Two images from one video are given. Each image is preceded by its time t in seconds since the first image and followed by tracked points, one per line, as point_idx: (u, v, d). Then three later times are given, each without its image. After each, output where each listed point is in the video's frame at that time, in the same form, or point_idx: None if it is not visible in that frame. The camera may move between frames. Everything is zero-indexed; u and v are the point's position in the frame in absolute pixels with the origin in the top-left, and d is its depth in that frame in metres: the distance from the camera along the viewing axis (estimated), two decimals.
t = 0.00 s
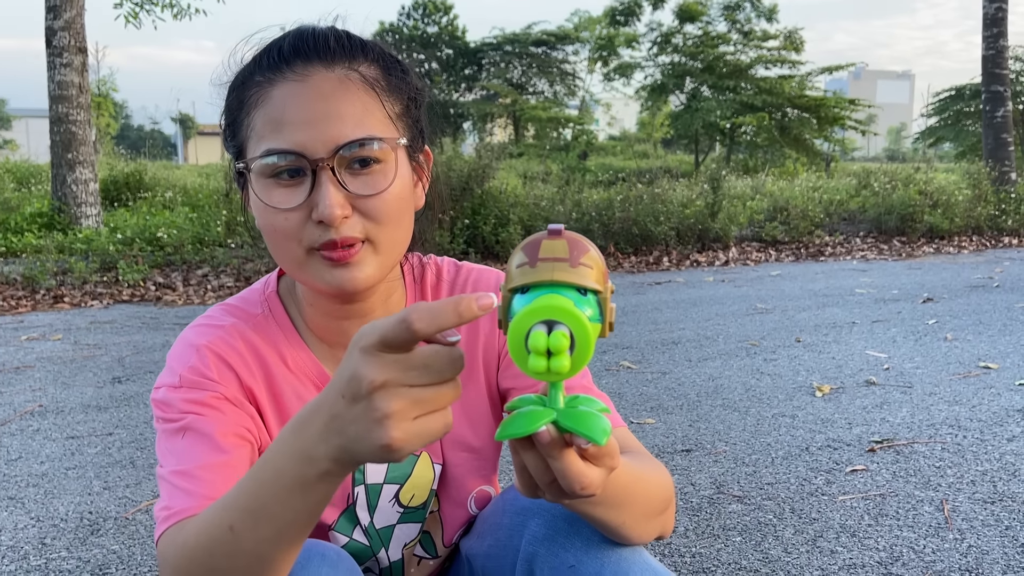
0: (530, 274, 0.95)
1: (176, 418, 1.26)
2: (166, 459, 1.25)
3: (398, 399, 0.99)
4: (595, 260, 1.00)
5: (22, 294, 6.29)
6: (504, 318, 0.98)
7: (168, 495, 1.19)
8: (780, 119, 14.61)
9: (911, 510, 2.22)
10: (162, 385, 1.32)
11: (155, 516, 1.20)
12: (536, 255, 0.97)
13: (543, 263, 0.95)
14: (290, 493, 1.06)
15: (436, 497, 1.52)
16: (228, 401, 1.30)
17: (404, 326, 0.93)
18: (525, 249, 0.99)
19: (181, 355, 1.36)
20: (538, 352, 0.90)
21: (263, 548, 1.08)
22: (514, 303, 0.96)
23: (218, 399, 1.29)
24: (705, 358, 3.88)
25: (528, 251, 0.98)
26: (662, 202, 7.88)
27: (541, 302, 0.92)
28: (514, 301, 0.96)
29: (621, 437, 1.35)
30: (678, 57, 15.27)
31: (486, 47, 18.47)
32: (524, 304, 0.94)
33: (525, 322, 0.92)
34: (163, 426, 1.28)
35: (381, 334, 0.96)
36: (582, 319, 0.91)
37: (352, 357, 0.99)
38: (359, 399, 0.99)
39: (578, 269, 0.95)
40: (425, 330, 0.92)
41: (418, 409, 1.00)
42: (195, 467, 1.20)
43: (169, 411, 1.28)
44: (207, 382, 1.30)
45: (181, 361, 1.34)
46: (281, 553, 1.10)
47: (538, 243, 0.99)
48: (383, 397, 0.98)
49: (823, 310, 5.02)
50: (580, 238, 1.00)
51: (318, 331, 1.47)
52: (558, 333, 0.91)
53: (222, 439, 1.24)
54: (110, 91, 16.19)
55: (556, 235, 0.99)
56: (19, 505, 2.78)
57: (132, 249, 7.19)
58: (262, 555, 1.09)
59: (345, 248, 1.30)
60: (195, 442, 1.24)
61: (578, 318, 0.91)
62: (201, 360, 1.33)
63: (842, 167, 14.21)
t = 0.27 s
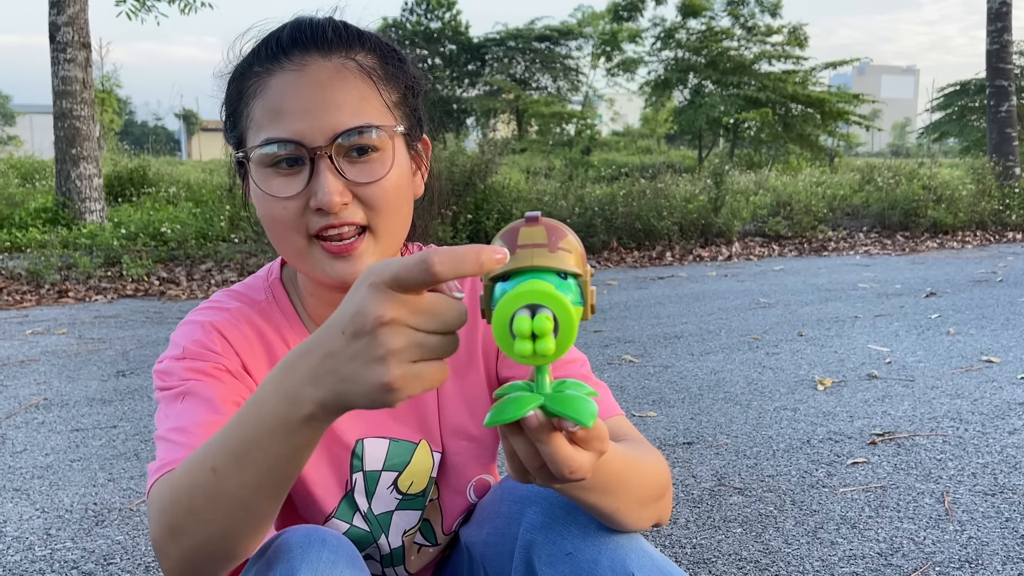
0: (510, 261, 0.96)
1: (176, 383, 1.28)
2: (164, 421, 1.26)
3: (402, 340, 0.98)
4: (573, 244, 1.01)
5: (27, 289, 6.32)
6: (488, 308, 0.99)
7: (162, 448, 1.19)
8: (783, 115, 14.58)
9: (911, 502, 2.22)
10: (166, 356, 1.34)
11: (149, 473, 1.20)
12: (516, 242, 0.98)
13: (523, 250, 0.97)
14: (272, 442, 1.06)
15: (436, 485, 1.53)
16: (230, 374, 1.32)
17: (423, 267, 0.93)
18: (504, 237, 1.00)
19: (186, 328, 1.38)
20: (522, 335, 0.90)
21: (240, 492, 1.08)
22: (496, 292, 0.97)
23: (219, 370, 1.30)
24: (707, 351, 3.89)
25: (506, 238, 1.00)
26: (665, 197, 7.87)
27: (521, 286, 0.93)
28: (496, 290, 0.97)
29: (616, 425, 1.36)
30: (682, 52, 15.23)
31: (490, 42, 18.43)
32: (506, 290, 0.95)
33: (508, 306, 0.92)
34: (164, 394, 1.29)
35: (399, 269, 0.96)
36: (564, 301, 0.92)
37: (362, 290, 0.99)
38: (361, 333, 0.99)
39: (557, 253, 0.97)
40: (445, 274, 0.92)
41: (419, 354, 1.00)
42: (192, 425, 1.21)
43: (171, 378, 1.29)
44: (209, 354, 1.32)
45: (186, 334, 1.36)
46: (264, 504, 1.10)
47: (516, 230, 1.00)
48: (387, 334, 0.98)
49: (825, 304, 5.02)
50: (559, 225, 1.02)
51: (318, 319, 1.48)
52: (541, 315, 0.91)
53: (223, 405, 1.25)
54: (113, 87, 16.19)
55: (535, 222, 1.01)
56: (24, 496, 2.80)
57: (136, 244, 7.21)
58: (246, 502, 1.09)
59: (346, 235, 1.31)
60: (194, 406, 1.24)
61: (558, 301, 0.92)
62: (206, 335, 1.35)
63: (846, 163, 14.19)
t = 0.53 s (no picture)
0: (506, 263, 0.96)
1: (182, 402, 1.29)
2: (170, 442, 1.27)
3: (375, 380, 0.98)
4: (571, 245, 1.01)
5: (35, 288, 6.35)
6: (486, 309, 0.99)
7: (169, 477, 1.20)
8: (789, 112, 14.54)
9: (915, 502, 2.22)
10: (172, 368, 1.35)
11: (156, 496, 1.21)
12: (513, 244, 0.98)
13: (519, 253, 0.97)
14: (274, 470, 1.07)
15: (439, 485, 1.54)
16: (234, 388, 1.32)
17: (376, 308, 0.92)
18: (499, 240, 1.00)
19: (190, 340, 1.38)
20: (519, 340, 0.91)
21: (250, 523, 1.09)
22: (494, 293, 0.98)
23: (221, 385, 1.31)
24: (712, 350, 3.88)
25: (503, 239, 1.00)
26: (670, 195, 7.86)
27: (519, 290, 0.93)
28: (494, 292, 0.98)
29: (617, 426, 1.37)
30: (687, 49, 15.18)
31: (495, 40, 18.40)
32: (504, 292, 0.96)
33: (505, 310, 0.93)
34: (171, 410, 1.30)
35: (355, 315, 0.95)
36: (561, 304, 0.93)
37: (324, 337, 0.98)
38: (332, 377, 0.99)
39: (554, 254, 0.97)
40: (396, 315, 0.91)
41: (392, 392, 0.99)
42: (195, 450, 1.22)
43: (176, 396, 1.30)
44: (213, 370, 1.32)
45: (190, 346, 1.36)
46: (268, 534, 1.11)
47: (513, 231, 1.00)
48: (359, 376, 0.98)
49: (830, 303, 5.01)
50: (555, 228, 1.01)
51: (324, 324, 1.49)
52: (537, 320, 0.92)
53: (225, 423, 1.26)
54: (119, 85, 16.22)
55: (530, 225, 1.00)
56: (32, 495, 2.82)
57: (142, 243, 7.24)
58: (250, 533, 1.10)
59: (351, 239, 1.32)
60: (198, 427, 1.25)
61: (554, 304, 0.93)
62: (210, 346, 1.35)
63: (851, 160, 14.16)
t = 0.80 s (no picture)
0: (520, 274, 0.97)
1: (192, 399, 1.30)
2: (179, 442, 1.29)
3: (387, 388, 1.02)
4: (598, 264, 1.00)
5: (44, 285, 6.40)
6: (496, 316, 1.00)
7: (179, 474, 1.22)
8: (796, 110, 14.49)
9: (923, 500, 2.22)
10: (181, 365, 1.37)
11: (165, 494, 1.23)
12: (530, 254, 0.98)
13: (533, 267, 0.96)
14: (281, 468, 1.08)
15: (447, 482, 1.55)
16: (242, 384, 1.34)
17: (413, 304, 0.97)
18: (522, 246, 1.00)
19: (199, 337, 1.40)
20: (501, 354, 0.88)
21: (258, 522, 1.11)
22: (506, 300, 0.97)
23: (231, 382, 1.32)
24: (718, 348, 3.88)
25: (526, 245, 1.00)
26: (677, 193, 7.86)
27: (525, 304, 0.93)
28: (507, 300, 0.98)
29: (625, 422, 1.38)
30: (694, 47, 15.15)
31: (501, 38, 18.37)
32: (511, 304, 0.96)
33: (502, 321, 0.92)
34: (180, 406, 1.32)
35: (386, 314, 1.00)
36: (555, 330, 0.90)
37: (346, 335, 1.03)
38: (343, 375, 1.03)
39: (569, 271, 0.95)
40: (433, 309, 0.96)
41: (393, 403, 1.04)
42: (204, 449, 1.23)
43: (185, 392, 1.32)
44: (222, 365, 1.34)
45: (200, 345, 1.38)
46: (276, 536, 1.13)
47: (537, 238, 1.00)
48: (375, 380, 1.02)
49: (837, 301, 5.01)
50: (584, 243, 1.00)
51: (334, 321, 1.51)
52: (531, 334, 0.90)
53: (234, 422, 1.27)
54: (127, 85, 16.28)
55: (556, 233, 1.00)
56: (42, 491, 2.85)
57: (150, 241, 7.27)
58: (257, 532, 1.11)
59: (358, 237, 1.33)
60: (207, 425, 1.27)
61: (550, 321, 0.91)
62: (218, 343, 1.37)
63: (858, 158, 14.11)
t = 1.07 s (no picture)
0: (533, 275, 0.97)
1: (202, 403, 1.32)
2: (191, 446, 1.30)
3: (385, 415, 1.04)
4: (616, 276, 0.98)
5: (52, 284, 6.44)
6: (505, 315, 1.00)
7: (192, 484, 1.24)
8: (802, 108, 14.43)
9: (930, 499, 2.22)
10: (190, 367, 1.38)
11: (178, 500, 1.25)
12: (543, 256, 0.98)
13: (542, 270, 0.96)
14: (303, 499, 1.10)
15: (455, 481, 1.56)
16: (251, 388, 1.35)
17: (400, 338, 1.01)
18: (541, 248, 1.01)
19: (208, 339, 1.41)
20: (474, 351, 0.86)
21: (275, 547, 1.13)
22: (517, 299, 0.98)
23: (241, 386, 1.34)
24: (725, 347, 3.88)
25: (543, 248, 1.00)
26: (683, 192, 7.85)
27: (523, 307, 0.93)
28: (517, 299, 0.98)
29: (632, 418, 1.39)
30: (700, 46, 15.11)
31: (507, 37, 18.35)
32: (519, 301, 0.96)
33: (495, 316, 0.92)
34: (190, 409, 1.33)
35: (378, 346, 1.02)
36: (534, 339, 0.88)
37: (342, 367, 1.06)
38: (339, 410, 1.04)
39: (571, 285, 0.94)
40: (419, 344, 0.99)
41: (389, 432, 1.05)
42: (216, 457, 1.25)
43: (195, 395, 1.33)
44: (232, 370, 1.35)
45: (209, 346, 1.39)
46: (291, 558, 1.15)
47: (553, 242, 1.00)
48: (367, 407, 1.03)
49: (844, 300, 5.00)
50: (598, 255, 0.97)
51: (342, 322, 1.51)
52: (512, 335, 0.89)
53: (244, 428, 1.29)
54: (134, 84, 16.34)
55: (575, 239, 0.98)
56: (51, 489, 2.87)
57: (157, 240, 7.30)
58: (275, 556, 1.14)
59: (367, 237, 1.34)
60: (218, 430, 1.28)
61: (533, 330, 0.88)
62: (228, 346, 1.38)
63: (865, 156, 14.06)
